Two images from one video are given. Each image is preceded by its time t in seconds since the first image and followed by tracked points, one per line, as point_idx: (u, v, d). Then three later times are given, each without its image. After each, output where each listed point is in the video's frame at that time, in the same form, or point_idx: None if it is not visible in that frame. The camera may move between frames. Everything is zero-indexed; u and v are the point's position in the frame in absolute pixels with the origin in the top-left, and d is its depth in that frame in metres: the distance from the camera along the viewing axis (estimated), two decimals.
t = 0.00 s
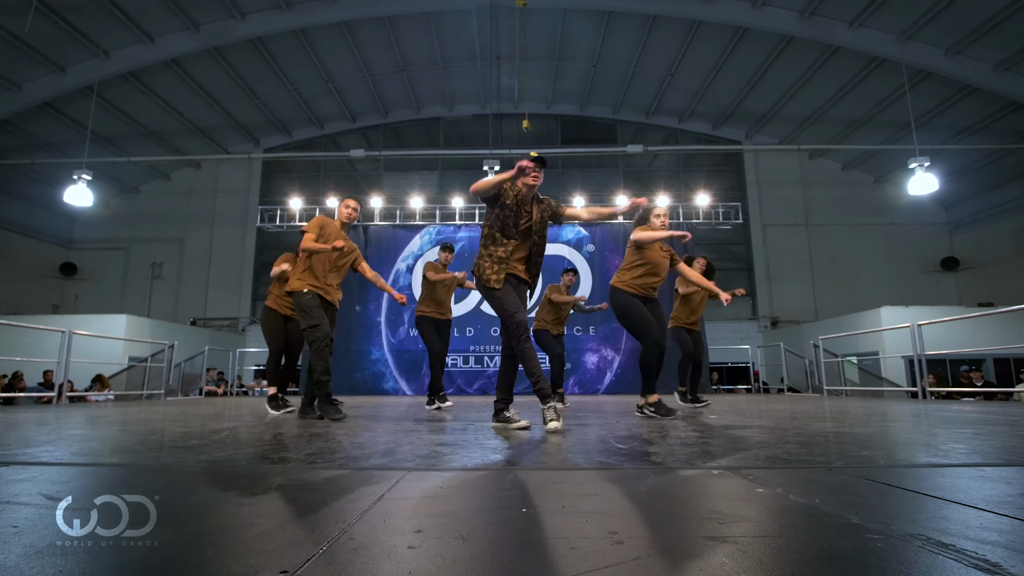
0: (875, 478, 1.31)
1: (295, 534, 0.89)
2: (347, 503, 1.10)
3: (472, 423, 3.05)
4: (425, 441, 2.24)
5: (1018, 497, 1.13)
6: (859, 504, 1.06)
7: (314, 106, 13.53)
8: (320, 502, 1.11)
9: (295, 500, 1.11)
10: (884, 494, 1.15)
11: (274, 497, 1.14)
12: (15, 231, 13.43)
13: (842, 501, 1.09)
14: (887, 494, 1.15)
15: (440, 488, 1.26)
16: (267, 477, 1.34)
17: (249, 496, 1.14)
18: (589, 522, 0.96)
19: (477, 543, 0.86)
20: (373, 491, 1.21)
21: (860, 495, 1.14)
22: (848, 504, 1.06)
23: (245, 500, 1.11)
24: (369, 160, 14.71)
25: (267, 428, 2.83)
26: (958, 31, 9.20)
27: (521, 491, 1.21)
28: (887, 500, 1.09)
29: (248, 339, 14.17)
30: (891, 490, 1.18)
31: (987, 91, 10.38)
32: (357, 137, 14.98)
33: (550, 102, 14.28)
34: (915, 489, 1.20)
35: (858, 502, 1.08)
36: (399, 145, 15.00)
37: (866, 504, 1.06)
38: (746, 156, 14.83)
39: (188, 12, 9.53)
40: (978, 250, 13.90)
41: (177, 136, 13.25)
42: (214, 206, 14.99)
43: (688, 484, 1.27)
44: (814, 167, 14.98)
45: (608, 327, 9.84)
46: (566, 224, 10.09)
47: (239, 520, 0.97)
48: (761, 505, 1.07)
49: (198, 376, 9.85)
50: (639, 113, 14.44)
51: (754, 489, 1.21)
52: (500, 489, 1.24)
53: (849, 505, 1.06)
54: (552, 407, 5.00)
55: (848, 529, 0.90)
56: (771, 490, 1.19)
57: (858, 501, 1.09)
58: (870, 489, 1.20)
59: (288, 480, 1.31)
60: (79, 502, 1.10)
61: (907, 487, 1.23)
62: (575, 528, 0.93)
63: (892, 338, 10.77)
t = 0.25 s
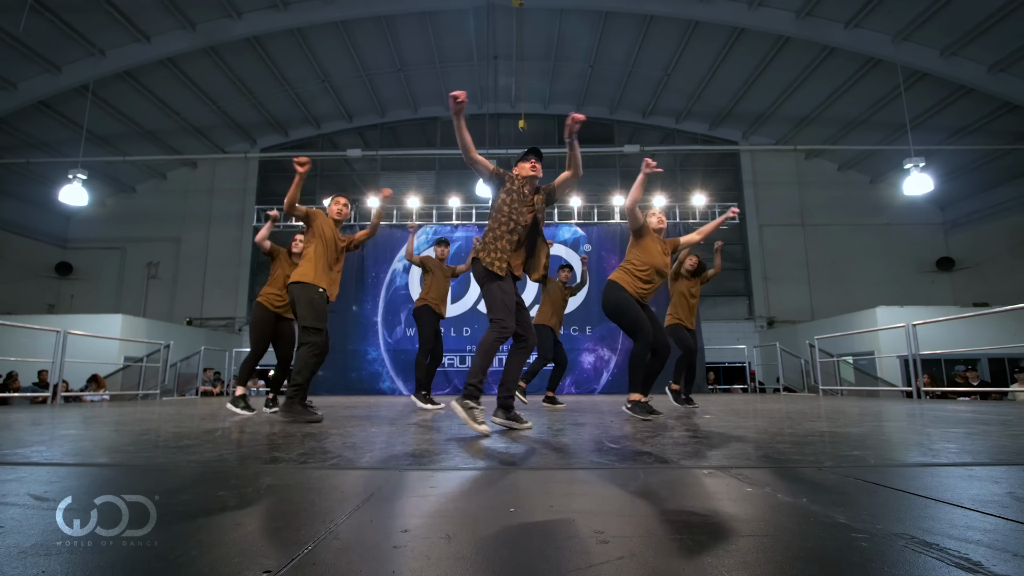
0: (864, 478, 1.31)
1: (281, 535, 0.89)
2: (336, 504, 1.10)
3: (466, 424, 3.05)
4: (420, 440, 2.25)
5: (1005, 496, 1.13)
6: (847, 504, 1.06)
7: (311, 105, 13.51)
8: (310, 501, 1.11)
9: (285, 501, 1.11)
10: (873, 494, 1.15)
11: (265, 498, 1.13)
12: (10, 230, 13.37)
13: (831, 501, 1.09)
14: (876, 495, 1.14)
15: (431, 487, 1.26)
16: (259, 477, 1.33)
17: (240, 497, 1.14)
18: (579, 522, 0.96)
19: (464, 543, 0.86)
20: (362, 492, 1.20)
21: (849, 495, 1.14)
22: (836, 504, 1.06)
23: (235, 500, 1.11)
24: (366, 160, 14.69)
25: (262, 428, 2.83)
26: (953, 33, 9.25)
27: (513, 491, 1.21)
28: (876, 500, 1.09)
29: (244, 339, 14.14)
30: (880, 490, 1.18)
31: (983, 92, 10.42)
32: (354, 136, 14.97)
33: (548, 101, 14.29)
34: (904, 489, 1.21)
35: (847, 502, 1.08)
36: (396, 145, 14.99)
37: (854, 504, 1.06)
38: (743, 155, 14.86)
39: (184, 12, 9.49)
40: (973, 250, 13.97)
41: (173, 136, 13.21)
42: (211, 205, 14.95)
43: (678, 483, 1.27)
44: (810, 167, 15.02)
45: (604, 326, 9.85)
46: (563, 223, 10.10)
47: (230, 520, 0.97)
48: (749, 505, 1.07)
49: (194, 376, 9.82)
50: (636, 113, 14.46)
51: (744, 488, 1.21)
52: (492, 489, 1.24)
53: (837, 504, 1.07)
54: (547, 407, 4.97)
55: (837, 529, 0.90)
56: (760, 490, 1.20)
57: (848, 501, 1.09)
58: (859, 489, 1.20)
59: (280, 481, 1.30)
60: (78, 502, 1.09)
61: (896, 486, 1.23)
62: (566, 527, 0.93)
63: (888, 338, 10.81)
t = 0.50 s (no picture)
0: (860, 478, 1.31)
1: (276, 535, 0.89)
2: (332, 503, 1.10)
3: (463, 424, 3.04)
4: (418, 440, 2.25)
5: (1000, 496, 1.14)
6: (843, 504, 1.06)
7: (308, 105, 13.49)
8: (305, 502, 1.11)
9: (281, 501, 1.11)
10: (869, 494, 1.15)
11: (261, 498, 1.13)
12: (6, 229, 13.31)
13: (826, 501, 1.09)
14: (871, 494, 1.15)
15: (428, 488, 1.26)
16: (254, 478, 1.33)
17: (236, 497, 1.13)
18: (576, 522, 0.96)
19: (459, 543, 0.86)
20: (359, 492, 1.20)
21: (844, 495, 1.14)
22: (833, 504, 1.06)
23: (231, 500, 1.10)
24: (364, 159, 14.68)
25: (260, 428, 2.82)
26: (949, 34, 9.27)
27: (512, 492, 1.21)
28: (871, 500, 1.09)
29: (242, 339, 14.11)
30: (875, 490, 1.18)
31: (979, 93, 10.45)
32: (352, 136, 14.94)
33: (545, 101, 14.29)
34: (898, 489, 1.21)
35: (842, 502, 1.08)
36: (394, 144, 14.97)
37: (849, 504, 1.06)
38: (740, 156, 14.88)
39: (181, 11, 9.47)
40: (969, 250, 14.02)
41: (170, 135, 13.18)
42: (208, 205, 14.90)
43: (674, 483, 1.27)
44: (807, 168, 15.05)
45: (602, 326, 9.85)
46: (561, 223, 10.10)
47: (227, 520, 0.96)
48: (745, 505, 1.07)
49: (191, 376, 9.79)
50: (634, 113, 14.47)
51: (741, 489, 1.21)
52: (489, 490, 1.24)
53: (832, 505, 1.07)
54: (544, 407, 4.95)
55: (833, 529, 0.90)
56: (756, 490, 1.20)
57: (843, 501, 1.09)
58: (855, 489, 1.20)
59: (275, 481, 1.30)
60: (78, 503, 1.09)
61: (891, 486, 1.23)
62: (561, 527, 0.94)
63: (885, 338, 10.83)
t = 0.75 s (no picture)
0: (857, 479, 1.32)
1: (276, 536, 0.89)
2: (332, 504, 1.10)
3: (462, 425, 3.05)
4: (417, 442, 2.25)
5: (996, 496, 1.15)
6: (839, 504, 1.07)
7: (307, 106, 13.49)
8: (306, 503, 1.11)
9: (281, 502, 1.11)
10: (864, 495, 1.16)
11: (258, 500, 1.13)
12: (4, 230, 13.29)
13: (824, 501, 1.10)
14: (867, 494, 1.16)
15: (427, 488, 1.27)
16: (252, 479, 1.33)
17: (233, 498, 1.14)
18: (575, 523, 0.97)
19: (459, 544, 0.86)
20: (360, 493, 1.21)
21: (842, 495, 1.15)
22: (827, 504, 1.08)
23: (230, 502, 1.10)
24: (363, 160, 14.68)
25: (259, 429, 2.82)
26: (946, 36, 9.31)
27: (512, 492, 1.21)
28: (867, 500, 1.11)
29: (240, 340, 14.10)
30: (872, 490, 1.19)
31: (976, 95, 10.50)
32: (351, 137, 14.94)
33: (544, 102, 14.30)
34: (895, 489, 1.22)
35: (835, 502, 1.10)
36: (393, 145, 14.98)
37: (847, 504, 1.07)
38: (739, 157, 14.89)
39: (180, 12, 9.48)
40: (967, 251, 14.06)
41: (168, 136, 13.17)
42: (207, 206, 14.89)
43: (674, 484, 1.28)
44: (806, 169, 15.08)
45: (601, 327, 9.86)
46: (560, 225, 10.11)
47: (228, 521, 0.97)
48: (742, 505, 1.08)
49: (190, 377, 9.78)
50: (632, 114, 14.50)
51: (739, 490, 1.22)
52: (487, 490, 1.24)
53: (830, 505, 1.07)
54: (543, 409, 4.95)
55: (831, 530, 0.90)
56: (755, 491, 1.20)
57: (837, 500, 1.11)
58: (851, 489, 1.21)
59: (273, 483, 1.30)
60: (77, 503, 1.09)
61: (889, 487, 1.24)
62: (559, 527, 0.94)
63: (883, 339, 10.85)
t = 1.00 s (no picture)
0: (857, 478, 1.33)
1: (279, 537, 0.89)
2: (333, 505, 1.10)
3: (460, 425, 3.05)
4: (416, 442, 2.25)
5: (996, 496, 1.15)
6: (840, 504, 1.08)
7: (304, 106, 13.46)
8: (306, 503, 1.11)
9: (281, 503, 1.11)
10: (864, 494, 1.17)
11: (258, 500, 1.13)
12: None
13: (825, 501, 1.10)
14: (867, 494, 1.17)
15: (428, 489, 1.27)
16: (251, 479, 1.32)
17: (233, 499, 1.13)
18: (577, 523, 0.97)
19: (461, 544, 0.86)
20: (360, 492, 1.22)
21: (842, 495, 1.16)
22: (827, 503, 1.08)
23: (230, 503, 1.10)
24: (359, 160, 14.64)
25: (256, 429, 2.81)
26: (941, 38, 9.37)
27: (512, 493, 1.22)
28: (867, 500, 1.11)
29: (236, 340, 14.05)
30: (871, 490, 1.20)
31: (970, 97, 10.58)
32: (347, 136, 14.90)
33: (541, 103, 14.30)
34: (895, 489, 1.22)
35: (836, 501, 1.10)
36: (389, 145, 14.97)
37: (847, 504, 1.08)
38: (735, 158, 14.93)
39: (176, 10, 9.45)
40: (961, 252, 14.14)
41: (164, 135, 13.11)
42: (202, 205, 14.83)
43: (674, 484, 1.28)
44: (801, 171, 15.14)
45: (597, 328, 9.87)
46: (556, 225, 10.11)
47: (230, 521, 0.97)
48: (742, 504, 1.08)
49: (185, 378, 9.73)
50: (629, 115, 14.53)
51: (740, 490, 1.22)
52: (489, 491, 1.24)
53: (830, 505, 1.08)
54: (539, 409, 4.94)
55: (832, 530, 0.90)
56: (755, 491, 1.20)
57: (838, 500, 1.11)
58: (851, 489, 1.22)
59: (272, 483, 1.30)
60: (76, 503, 1.09)
61: (888, 486, 1.25)
62: (560, 527, 0.94)
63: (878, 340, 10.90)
